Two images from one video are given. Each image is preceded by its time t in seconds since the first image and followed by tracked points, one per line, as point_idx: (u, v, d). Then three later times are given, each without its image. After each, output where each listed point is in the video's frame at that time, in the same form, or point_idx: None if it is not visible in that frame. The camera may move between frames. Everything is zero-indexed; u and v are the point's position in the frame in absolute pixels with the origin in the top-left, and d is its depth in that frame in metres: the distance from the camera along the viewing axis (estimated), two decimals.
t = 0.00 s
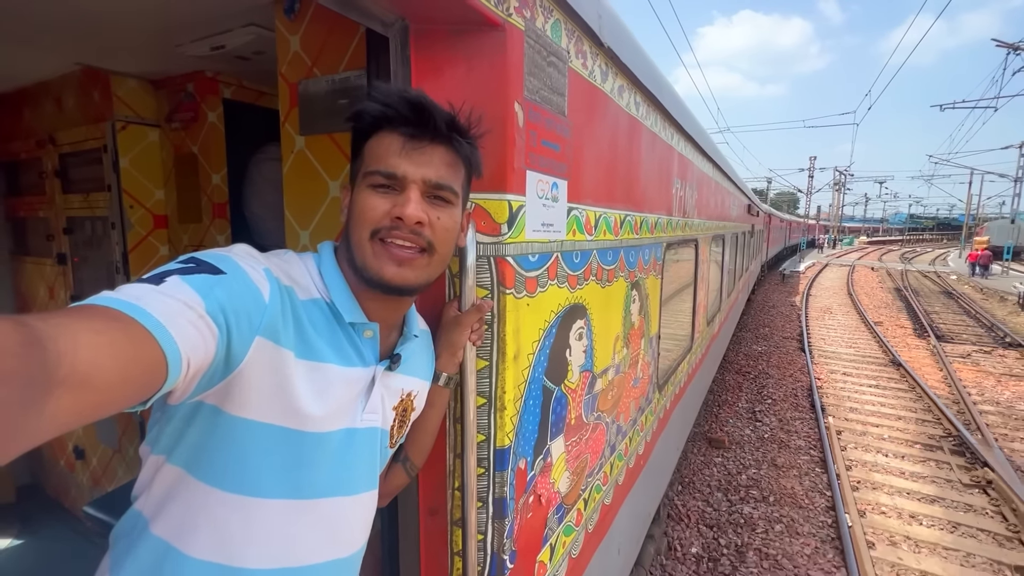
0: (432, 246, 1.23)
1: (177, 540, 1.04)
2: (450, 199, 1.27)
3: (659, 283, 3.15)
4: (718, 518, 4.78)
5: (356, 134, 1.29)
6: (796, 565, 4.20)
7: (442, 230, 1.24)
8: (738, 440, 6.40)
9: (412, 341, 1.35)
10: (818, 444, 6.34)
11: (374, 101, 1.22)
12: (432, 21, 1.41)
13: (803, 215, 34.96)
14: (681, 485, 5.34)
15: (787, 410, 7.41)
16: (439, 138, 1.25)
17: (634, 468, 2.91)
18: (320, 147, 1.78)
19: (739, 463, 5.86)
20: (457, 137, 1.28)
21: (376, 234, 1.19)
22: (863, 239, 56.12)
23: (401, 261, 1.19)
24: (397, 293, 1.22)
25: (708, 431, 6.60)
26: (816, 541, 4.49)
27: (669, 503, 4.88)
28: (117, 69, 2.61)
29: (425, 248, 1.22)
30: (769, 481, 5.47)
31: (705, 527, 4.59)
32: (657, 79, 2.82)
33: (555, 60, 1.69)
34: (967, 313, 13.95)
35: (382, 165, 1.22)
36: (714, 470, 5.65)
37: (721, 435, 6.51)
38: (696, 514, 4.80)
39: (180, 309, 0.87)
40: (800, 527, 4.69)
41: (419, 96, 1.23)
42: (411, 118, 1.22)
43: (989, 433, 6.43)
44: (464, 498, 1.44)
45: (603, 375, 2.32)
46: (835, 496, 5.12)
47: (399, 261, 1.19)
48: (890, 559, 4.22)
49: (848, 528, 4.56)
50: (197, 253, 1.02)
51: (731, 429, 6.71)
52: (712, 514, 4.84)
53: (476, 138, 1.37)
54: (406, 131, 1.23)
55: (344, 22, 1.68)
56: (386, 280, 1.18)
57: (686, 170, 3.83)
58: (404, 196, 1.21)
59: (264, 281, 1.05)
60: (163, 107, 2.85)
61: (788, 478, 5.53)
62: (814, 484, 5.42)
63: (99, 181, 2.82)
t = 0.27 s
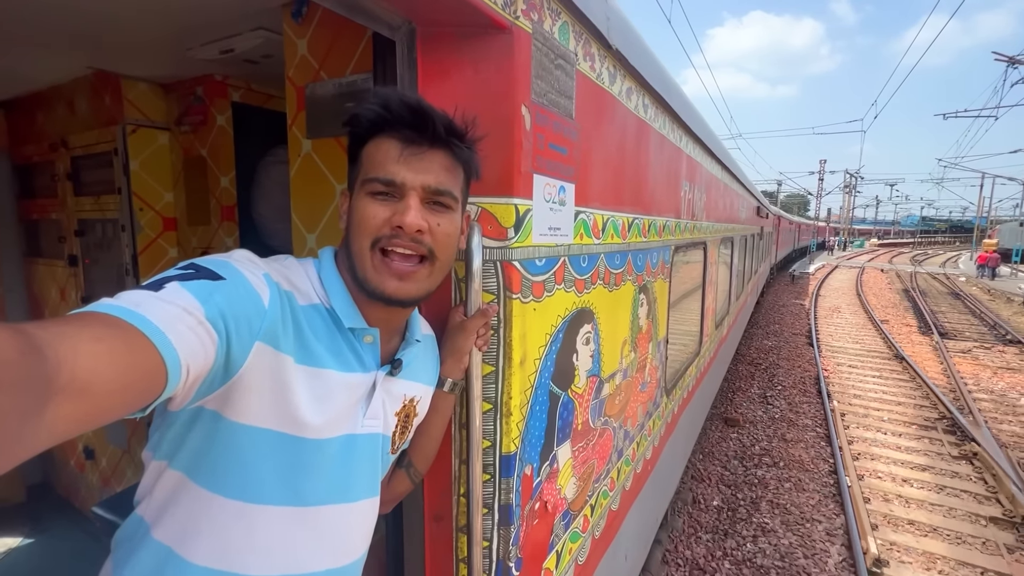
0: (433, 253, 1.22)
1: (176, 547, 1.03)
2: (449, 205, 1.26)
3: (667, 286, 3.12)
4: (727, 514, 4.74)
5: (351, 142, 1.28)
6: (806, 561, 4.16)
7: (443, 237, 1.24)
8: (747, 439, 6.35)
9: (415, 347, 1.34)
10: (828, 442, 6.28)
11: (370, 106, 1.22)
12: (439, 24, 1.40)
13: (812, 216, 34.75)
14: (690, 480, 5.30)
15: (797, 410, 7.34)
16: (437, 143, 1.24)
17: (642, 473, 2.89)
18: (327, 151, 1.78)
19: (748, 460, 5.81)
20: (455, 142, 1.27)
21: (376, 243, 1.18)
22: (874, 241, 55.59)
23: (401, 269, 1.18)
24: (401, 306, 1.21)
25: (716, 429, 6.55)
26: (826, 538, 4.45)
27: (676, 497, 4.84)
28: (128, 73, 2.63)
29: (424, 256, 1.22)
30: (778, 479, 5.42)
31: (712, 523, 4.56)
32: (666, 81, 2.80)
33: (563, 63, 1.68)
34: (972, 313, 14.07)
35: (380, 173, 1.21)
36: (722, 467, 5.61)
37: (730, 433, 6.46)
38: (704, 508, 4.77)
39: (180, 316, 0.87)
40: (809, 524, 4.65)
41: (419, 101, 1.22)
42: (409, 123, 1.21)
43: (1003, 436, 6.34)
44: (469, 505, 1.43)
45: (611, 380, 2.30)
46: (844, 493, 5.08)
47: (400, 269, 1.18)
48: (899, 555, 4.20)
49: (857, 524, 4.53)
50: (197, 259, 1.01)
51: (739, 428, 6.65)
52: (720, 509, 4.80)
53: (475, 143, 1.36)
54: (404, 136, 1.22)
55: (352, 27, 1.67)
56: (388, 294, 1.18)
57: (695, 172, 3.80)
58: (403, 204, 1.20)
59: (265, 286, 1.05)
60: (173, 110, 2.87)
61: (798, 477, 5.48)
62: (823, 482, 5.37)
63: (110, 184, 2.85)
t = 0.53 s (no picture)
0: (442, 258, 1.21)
1: (174, 541, 1.03)
2: (458, 209, 1.26)
3: (675, 288, 3.10)
4: (734, 518, 4.72)
5: (360, 146, 1.29)
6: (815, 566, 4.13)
7: (450, 241, 1.23)
8: (756, 441, 6.30)
9: (418, 349, 1.34)
10: (837, 444, 6.23)
11: (382, 110, 1.22)
12: (446, 23, 1.40)
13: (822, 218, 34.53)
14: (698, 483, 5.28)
15: (806, 412, 7.28)
16: (450, 149, 1.24)
17: (649, 475, 2.87)
18: (334, 151, 1.78)
19: (757, 464, 5.77)
20: (468, 148, 1.27)
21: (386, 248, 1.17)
22: (886, 243, 54.91)
23: (413, 274, 1.18)
24: (406, 307, 1.21)
25: (725, 432, 6.51)
26: (835, 544, 4.42)
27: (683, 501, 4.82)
28: (139, 75, 2.65)
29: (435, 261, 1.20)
30: (787, 483, 5.38)
31: (720, 528, 4.54)
32: (674, 80, 2.77)
33: (570, 63, 1.67)
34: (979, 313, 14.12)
35: (391, 176, 1.21)
36: (730, 470, 5.58)
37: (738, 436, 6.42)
38: (712, 513, 4.75)
39: (185, 315, 0.87)
40: (818, 529, 4.61)
41: (432, 107, 1.23)
42: (423, 128, 1.21)
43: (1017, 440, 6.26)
44: (474, 506, 1.42)
45: (617, 382, 2.28)
46: (853, 497, 5.04)
47: (412, 274, 1.18)
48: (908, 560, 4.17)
49: (866, 529, 4.51)
50: (202, 259, 1.01)
51: (748, 431, 6.61)
52: (727, 513, 4.78)
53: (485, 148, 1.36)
54: (416, 141, 1.22)
55: (360, 27, 1.68)
56: (399, 294, 1.17)
57: (703, 173, 3.77)
58: (414, 209, 1.19)
59: (268, 286, 1.05)
60: (183, 111, 2.89)
61: (807, 480, 5.43)
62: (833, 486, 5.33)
63: (121, 184, 2.87)
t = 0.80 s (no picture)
0: (429, 255, 1.19)
1: (158, 545, 1.01)
2: (445, 205, 1.23)
3: (681, 289, 3.05)
4: (742, 521, 4.67)
5: (347, 140, 1.26)
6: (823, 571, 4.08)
7: (440, 238, 1.21)
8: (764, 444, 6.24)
9: (410, 350, 1.30)
10: (846, 447, 6.16)
11: (366, 105, 1.20)
12: (445, 19, 1.37)
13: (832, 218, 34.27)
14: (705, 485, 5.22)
15: (815, 414, 7.21)
16: (437, 144, 1.22)
17: (654, 479, 2.83)
18: (334, 150, 1.76)
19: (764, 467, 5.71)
20: (454, 144, 1.24)
21: (371, 244, 1.15)
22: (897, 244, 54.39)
23: (398, 272, 1.15)
24: (393, 306, 1.18)
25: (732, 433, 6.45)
26: (844, 549, 4.36)
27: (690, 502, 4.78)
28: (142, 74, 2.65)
29: (421, 258, 1.18)
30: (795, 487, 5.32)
31: (727, 531, 4.49)
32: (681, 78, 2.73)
33: (573, 59, 1.64)
34: (984, 312, 14.07)
35: (378, 172, 1.18)
36: (738, 473, 5.52)
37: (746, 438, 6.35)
38: (719, 516, 4.69)
39: (164, 316, 0.84)
40: (827, 534, 4.56)
41: (423, 103, 1.20)
42: (409, 122, 1.18)
43: None
44: (473, 512, 1.39)
45: (621, 385, 2.24)
46: (862, 502, 4.99)
47: (396, 272, 1.15)
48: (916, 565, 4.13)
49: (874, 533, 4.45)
50: (181, 258, 0.99)
51: (756, 433, 6.54)
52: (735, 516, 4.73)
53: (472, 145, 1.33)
54: (404, 137, 1.19)
55: (359, 24, 1.65)
56: (382, 293, 1.15)
57: (711, 172, 3.72)
58: (401, 205, 1.17)
59: (250, 285, 1.02)
60: (187, 111, 2.89)
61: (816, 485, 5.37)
62: (842, 490, 5.26)
63: (125, 184, 2.87)
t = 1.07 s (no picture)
0: (432, 259, 1.18)
1: (159, 548, 1.01)
2: (449, 209, 1.22)
3: (687, 292, 3.04)
4: (748, 524, 4.65)
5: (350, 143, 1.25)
6: None
7: (444, 242, 1.20)
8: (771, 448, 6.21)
9: (413, 354, 1.29)
10: (854, 451, 6.12)
11: (369, 112, 1.19)
12: (450, 21, 1.37)
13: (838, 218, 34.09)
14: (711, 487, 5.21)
15: (822, 417, 7.16)
16: (440, 149, 1.21)
17: (660, 483, 2.81)
18: (338, 152, 1.76)
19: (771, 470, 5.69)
20: (459, 148, 1.24)
21: (373, 247, 1.14)
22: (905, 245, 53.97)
23: (400, 275, 1.15)
24: (395, 309, 1.17)
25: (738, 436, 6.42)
26: (850, 553, 4.34)
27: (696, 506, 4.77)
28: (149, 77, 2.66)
29: (425, 262, 1.17)
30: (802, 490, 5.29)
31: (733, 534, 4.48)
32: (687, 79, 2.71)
33: (577, 61, 1.63)
34: (988, 309, 14.02)
35: (382, 176, 1.17)
36: (744, 476, 5.50)
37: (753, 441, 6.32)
38: (725, 518, 4.68)
39: (166, 318, 0.84)
40: (834, 538, 4.53)
41: (426, 107, 1.20)
42: (413, 128, 1.18)
43: None
44: (477, 517, 1.38)
45: (627, 388, 2.23)
46: (869, 506, 4.96)
47: (399, 275, 1.15)
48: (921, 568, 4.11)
49: (881, 537, 4.43)
50: (184, 261, 0.99)
51: (763, 436, 6.51)
52: (741, 520, 4.71)
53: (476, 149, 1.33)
54: (408, 141, 1.19)
55: (364, 27, 1.65)
56: (386, 295, 1.14)
57: (717, 174, 3.70)
58: (404, 210, 1.17)
59: (252, 289, 1.02)
60: (193, 114, 2.90)
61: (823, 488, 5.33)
62: (849, 494, 5.23)
63: (132, 187, 2.88)
